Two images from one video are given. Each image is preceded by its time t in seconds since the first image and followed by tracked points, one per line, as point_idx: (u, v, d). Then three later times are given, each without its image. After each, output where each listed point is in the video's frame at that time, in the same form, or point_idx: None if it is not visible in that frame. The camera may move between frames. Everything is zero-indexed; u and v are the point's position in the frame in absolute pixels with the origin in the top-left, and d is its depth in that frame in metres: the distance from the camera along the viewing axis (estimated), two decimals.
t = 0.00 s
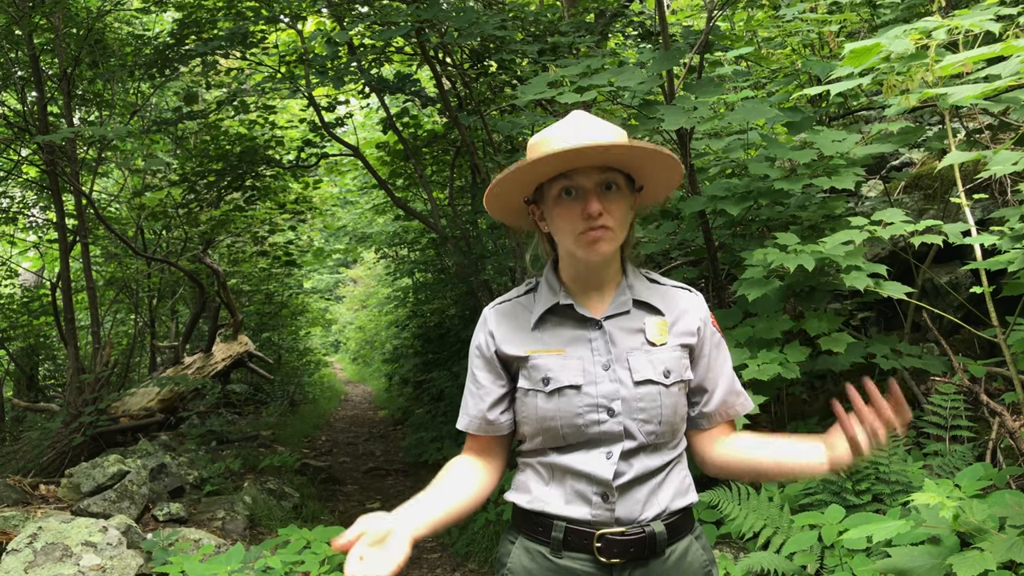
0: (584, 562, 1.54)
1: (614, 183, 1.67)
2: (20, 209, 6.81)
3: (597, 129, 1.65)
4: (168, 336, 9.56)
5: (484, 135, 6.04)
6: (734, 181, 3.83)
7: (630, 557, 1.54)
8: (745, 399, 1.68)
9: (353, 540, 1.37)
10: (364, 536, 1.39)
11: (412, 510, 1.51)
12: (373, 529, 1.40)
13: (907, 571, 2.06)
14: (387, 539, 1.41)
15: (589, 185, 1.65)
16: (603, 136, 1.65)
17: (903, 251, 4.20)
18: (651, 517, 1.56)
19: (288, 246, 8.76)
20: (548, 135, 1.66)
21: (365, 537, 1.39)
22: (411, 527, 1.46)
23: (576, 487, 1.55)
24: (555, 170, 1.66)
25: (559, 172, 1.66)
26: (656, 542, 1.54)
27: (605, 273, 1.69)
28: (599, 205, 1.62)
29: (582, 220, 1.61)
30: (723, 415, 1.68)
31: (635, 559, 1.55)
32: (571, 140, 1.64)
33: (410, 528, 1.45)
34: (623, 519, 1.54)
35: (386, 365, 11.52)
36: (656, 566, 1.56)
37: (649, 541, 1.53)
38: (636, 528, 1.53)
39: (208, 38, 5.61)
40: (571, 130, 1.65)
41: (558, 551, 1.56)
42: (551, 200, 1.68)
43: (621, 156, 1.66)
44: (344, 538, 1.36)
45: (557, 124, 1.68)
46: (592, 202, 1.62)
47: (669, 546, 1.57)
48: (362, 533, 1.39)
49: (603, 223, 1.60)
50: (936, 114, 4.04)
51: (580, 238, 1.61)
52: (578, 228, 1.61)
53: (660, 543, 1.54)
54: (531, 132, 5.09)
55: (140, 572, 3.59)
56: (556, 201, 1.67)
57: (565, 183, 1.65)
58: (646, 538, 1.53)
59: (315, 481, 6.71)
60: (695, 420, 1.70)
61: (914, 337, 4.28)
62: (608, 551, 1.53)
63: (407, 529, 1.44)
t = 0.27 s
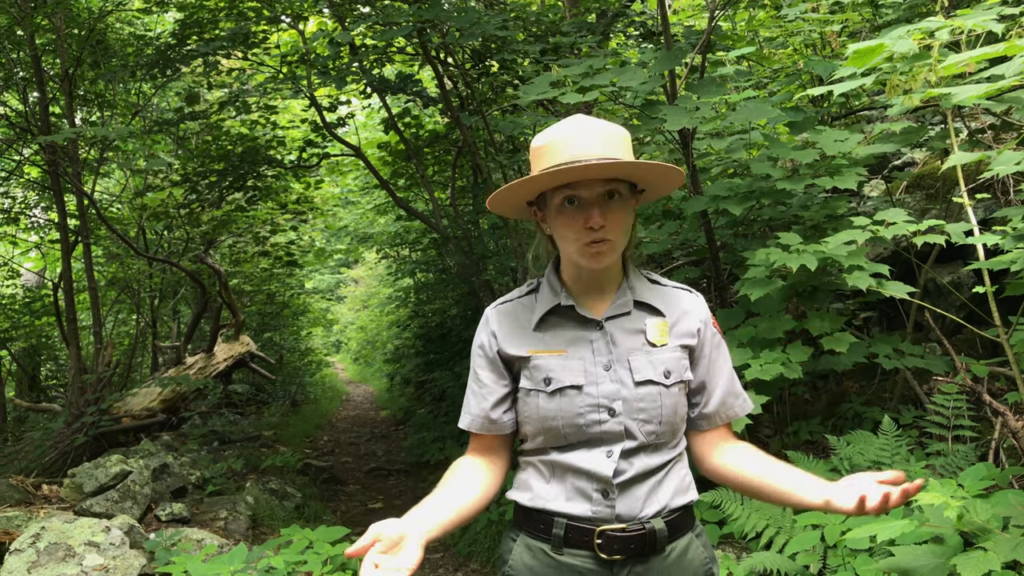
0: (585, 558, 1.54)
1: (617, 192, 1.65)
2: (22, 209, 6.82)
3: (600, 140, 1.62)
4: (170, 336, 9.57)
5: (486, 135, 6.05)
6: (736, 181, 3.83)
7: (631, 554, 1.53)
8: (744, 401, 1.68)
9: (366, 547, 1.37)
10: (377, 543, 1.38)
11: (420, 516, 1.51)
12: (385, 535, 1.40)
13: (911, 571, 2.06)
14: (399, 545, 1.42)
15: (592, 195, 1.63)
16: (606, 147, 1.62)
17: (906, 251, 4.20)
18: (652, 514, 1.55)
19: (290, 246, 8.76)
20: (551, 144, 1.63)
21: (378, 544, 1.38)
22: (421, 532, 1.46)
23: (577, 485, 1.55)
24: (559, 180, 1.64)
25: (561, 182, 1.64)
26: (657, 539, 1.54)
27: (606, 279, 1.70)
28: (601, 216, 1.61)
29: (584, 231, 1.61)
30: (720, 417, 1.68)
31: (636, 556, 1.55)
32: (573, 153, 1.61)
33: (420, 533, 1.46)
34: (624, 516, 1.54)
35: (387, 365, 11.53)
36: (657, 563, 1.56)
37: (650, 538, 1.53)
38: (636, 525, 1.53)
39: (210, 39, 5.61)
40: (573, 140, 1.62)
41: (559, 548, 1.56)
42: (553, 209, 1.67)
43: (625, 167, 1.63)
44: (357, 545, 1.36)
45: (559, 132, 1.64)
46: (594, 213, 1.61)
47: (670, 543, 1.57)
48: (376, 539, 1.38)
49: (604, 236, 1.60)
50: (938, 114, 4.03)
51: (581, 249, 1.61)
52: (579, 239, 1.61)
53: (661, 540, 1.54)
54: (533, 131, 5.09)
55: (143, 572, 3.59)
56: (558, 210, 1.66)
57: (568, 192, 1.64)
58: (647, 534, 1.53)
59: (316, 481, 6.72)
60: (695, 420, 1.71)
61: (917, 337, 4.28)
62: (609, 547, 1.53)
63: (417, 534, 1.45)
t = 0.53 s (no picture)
0: (583, 557, 1.55)
1: (615, 191, 1.66)
2: (22, 209, 6.83)
3: (598, 140, 1.63)
4: (170, 336, 9.57)
5: (486, 135, 6.05)
6: (737, 182, 3.83)
7: (629, 553, 1.54)
8: (743, 402, 1.68)
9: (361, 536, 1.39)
10: (372, 531, 1.40)
11: (416, 508, 1.52)
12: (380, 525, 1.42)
13: (912, 571, 2.06)
14: (394, 535, 1.43)
15: (589, 195, 1.64)
16: (604, 146, 1.63)
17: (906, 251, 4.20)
18: (649, 514, 1.56)
19: (290, 247, 8.77)
20: (548, 145, 1.64)
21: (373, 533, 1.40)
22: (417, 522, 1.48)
23: (575, 485, 1.55)
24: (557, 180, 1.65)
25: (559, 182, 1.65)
26: (655, 538, 1.54)
27: (605, 278, 1.70)
28: (599, 215, 1.62)
29: (582, 230, 1.62)
30: (719, 418, 1.69)
31: (634, 555, 1.55)
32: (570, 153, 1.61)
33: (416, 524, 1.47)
34: (622, 516, 1.54)
35: (388, 366, 11.52)
36: (655, 563, 1.56)
37: (648, 537, 1.53)
38: (634, 524, 1.54)
39: (211, 39, 5.62)
40: (571, 140, 1.63)
41: (557, 547, 1.56)
42: (552, 209, 1.67)
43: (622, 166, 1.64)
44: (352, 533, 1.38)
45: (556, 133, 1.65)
46: (592, 211, 1.62)
47: (667, 542, 1.57)
48: (371, 528, 1.40)
49: (602, 235, 1.61)
50: (938, 114, 4.04)
51: (579, 248, 1.61)
52: (577, 238, 1.61)
53: (658, 540, 1.54)
54: (533, 132, 5.10)
55: (144, 572, 3.59)
56: (556, 210, 1.67)
57: (565, 192, 1.65)
58: (645, 534, 1.53)
59: (317, 481, 6.72)
60: (694, 422, 1.71)
61: (917, 338, 4.28)
62: (607, 546, 1.53)
63: (413, 524, 1.46)
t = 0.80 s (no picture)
0: (580, 557, 1.55)
1: (614, 190, 1.66)
2: (22, 209, 6.82)
3: (598, 138, 1.63)
4: (170, 336, 9.57)
5: (486, 135, 6.05)
6: (737, 182, 3.83)
7: (626, 553, 1.54)
8: (742, 403, 1.68)
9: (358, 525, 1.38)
10: (368, 521, 1.40)
11: (411, 500, 1.51)
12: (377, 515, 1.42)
13: (911, 571, 2.06)
14: (389, 525, 1.43)
15: (589, 193, 1.64)
16: (604, 144, 1.63)
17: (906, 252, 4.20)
18: (647, 514, 1.56)
19: (290, 246, 8.76)
20: (548, 142, 1.64)
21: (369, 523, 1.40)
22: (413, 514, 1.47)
23: (573, 485, 1.55)
24: (556, 178, 1.65)
25: (559, 180, 1.66)
26: (652, 539, 1.54)
27: (604, 277, 1.70)
28: (598, 213, 1.62)
29: (580, 227, 1.61)
30: (718, 418, 1.68)
31: (631, 555, 1.55)
32: (569, 151, 1.61)
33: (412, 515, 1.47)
34: (620, 516, 1.54)
35: (387, 365, 11.52)
36: (652, 563, 1.56)
37: (645, 537, 1.53)
38: (632, 525, 1.54)
39: (210, 39, 5.61)
40: (571, 137, 1.63)
41: (554, 546, 1.56)
42: (551, 207, 1.68)
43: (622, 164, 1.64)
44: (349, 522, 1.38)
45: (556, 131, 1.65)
46: (591, 209, 1.62)
47: (665, 542, 1.57)
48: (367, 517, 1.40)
49: (601, 233, 1.61)
50: (938, 114, 4.04)
51: (577, 245, 1.61)
52: (575, 236, 1.61)
53: (656, 540, 1.54)
54: (532, 132, 5.10)
55: (143, 572, 3.59)
56: (555, 208, 1.67)
57: (565, 191, 1.65)
58: (642, 534, 1.53)
59: (317, 481, 6.72)
60: (694, 422, 1.71)
61: (917, 338, 4.28)
62: (605, 547, 1.53)
63: (409, 515, 1.46)
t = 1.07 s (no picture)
0: (579, 558, 1.54)
1: (615, 182, 1.68)
2: (22, 209, 6.82)
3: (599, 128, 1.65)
4: (170, 336, 9.57)
5: (486, 135, 6.04)
6: (737, 182, 3.83)
7: (625, 554, 1.54)
8: (742, 400, 1.68)
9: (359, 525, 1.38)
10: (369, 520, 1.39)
11: (411, 498, 1.51)
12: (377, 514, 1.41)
13: (911, 572, 2.05)
14: (390, 524, 1.43)
15: (590, 182, 1.66)
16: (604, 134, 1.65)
17: (906, 252, 4.20)
18: (647, 514, 1.55)
19: (290, 246, 8.76)
20: (550, 131, 1.67)
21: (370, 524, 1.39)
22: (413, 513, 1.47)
23: (572, 485, 1.55)
24: (557, 168, 1.67)
25: (559, 170, 1.67)
26: (651, 539, 1.54)
27: (603, 269, 1.69)
28: (599, 202, 1.62)
29: (580, 215, 1.62)
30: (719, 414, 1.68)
31: (630, 556, 1.55)
32: (569, 137, 1.63)
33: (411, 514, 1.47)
34: (619, 517, 1.54)
35: (388, 365, 11.52)
36: (650, 564, 1.56)
37: (644, 538, 1.53)
38: (631, 525, 1.54)
39: (210, 39, 5.61)
40: (573, 127, 1.66)
41: (554, 547, 1.56)
42: (552, 198, 1.68)
43: (623, 156, 1.67)
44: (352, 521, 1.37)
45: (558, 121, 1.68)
46: (592, 199, 1.63)
47: (664, 543, 1.57)
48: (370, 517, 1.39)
49: (600, 218, 1.61)
50: (938, 114, 4.03)
51: (577, 231, 1.61)
52: (576, 225, 1.61)
53: (655, 541, 1.54)
54: (532, 132, 5.09)
55: (143, 572, 3.59)
56: (556, 197, 1.67)
57: (566, 180, 1.66)
58: (641, 535, 1.53)
59: (317, 481, 6.72)
60: (694, 420, 1.71)
61: (918, 338, 4.27)
62: (604, 547, 1.53)
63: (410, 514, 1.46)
